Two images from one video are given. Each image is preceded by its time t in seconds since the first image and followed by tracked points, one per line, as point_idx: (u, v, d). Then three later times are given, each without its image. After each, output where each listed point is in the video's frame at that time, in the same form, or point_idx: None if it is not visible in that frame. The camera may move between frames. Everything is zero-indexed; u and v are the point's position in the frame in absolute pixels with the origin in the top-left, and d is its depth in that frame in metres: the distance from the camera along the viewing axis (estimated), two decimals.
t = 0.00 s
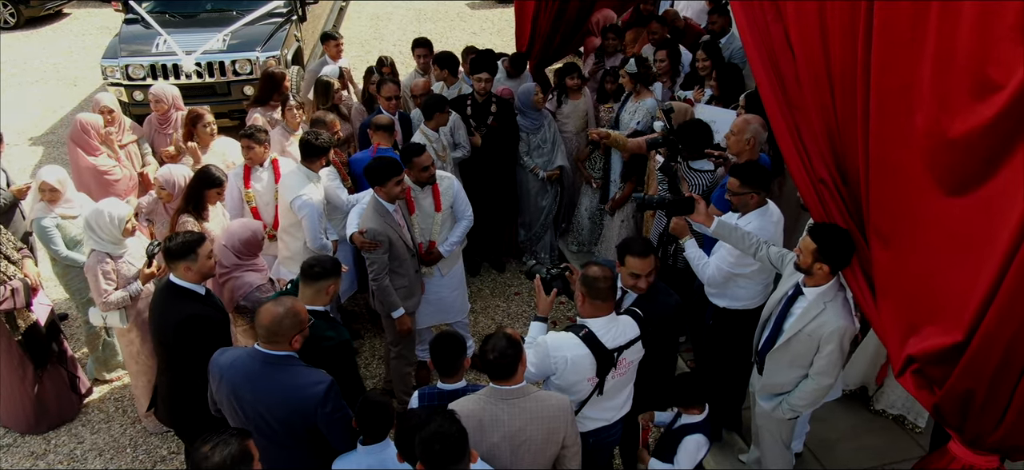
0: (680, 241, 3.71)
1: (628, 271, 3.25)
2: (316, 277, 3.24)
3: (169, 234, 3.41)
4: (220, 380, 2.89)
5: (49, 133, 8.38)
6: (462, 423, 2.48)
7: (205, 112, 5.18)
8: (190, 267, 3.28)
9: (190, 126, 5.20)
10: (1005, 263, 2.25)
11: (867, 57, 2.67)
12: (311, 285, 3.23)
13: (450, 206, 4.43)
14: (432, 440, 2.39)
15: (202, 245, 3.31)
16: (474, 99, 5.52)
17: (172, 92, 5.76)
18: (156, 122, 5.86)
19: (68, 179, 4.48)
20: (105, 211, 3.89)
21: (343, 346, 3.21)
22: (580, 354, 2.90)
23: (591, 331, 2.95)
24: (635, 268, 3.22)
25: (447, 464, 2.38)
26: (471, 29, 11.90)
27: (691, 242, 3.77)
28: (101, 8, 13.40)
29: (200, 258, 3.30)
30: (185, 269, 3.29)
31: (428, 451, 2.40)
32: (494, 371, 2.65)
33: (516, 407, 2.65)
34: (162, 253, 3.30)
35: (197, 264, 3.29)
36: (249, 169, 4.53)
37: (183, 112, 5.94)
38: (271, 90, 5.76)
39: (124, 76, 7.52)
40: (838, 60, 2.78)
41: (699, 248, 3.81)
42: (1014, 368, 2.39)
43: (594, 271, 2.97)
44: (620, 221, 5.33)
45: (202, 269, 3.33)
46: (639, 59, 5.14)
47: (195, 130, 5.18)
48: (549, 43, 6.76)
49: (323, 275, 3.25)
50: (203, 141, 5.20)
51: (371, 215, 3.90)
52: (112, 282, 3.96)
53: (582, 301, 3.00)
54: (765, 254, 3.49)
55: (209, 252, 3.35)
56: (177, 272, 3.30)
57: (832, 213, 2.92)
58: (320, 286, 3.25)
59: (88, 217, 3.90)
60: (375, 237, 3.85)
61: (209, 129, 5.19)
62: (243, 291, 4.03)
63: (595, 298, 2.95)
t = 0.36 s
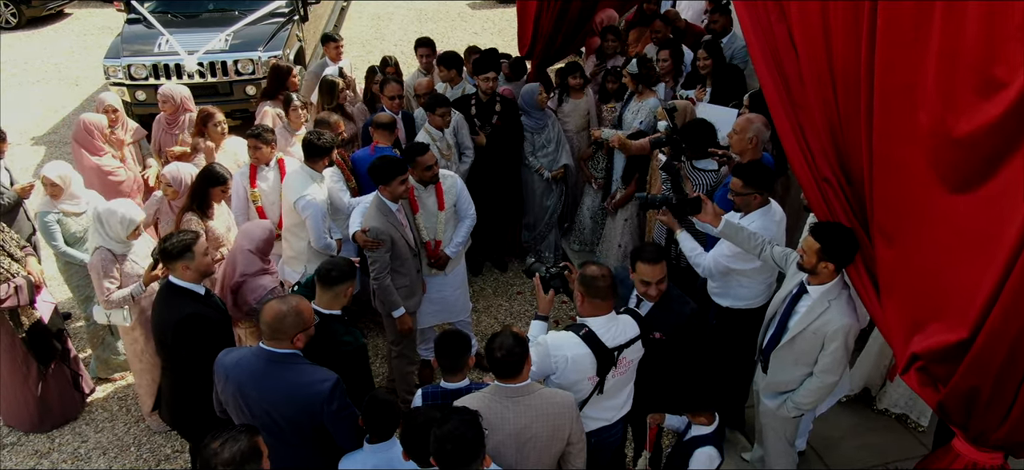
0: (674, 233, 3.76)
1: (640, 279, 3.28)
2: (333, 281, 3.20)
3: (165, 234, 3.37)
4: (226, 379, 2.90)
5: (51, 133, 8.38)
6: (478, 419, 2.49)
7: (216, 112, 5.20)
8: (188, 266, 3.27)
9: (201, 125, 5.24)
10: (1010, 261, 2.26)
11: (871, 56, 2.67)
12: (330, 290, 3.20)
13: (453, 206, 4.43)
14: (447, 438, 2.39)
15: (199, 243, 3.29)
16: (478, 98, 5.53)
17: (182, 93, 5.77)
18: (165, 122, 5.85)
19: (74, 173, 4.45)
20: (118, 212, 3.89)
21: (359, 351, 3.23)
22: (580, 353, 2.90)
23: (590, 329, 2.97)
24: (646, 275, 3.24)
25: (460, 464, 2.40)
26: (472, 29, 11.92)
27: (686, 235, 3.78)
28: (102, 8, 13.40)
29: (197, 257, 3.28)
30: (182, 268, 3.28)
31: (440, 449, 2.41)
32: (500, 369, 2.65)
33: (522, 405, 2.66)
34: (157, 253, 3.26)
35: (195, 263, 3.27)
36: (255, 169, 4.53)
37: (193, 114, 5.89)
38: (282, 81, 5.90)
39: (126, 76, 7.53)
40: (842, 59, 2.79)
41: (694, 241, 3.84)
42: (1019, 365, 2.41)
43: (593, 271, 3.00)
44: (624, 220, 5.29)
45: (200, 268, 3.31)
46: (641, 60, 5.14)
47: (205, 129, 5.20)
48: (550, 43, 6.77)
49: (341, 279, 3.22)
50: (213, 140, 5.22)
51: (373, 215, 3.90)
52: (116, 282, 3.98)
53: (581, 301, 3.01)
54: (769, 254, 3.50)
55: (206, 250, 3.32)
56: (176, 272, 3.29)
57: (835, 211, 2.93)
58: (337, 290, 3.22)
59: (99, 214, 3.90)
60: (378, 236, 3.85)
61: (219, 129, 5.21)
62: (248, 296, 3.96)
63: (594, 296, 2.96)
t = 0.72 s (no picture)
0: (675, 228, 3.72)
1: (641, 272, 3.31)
2: (338, 283, 3.21)
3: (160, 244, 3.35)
4: (227, 381, 2.89)
5: (52, 133, 8.38)
6: (486, 417, 2.49)
7: (221, 112, 5.15)
8: (185, 279, 3.24)
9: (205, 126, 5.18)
10: (1015, 259, 2.26)
11: (875, 55, 2.67)
12: (336, 292, 3.21)
13: (455, 206, 4.44)
14: (456, 435, 2.39)
15: (197, 255, 3.26)
16: (482, 98, 5.53)
17: (187, 93, 5.75)
18: (170, 123, 5.86)
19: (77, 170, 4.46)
20: (132, 215, 3.89)
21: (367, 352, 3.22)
22: (580, 354, 2.90)
23: (590, 329, 2.97)
24: (647, 268, 3.28)
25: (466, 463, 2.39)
26: (472, 29, 11.92)
27: (687, 231, 3.72)
28: (102, 8, 13.41)
29: (195, 269, 3.25)
30: (179, 280, 3.24)
31: (448, 449, 2.40)
32: (503, 370, 2.63)
33: (525, 406, 2.66)
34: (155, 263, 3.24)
35: (192, 275, 3.25)
36: (257, 169, 4.53)
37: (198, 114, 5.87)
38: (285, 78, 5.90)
39: (127, 76, 7.53)
40: (844, 59, 2.79)
41: (695, 237, 3.77)
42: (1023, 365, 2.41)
43: (592, 272, 3.00)
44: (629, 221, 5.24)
45: (197, 280, 3.29)
46: (643, 60, 5.11)
47: (210, 131, 5.16)
48: (552, 43, 6.79)
49: (345, 280, 3.22)
50: (219, 142, 5.20)
51: (376, 214, 3.90)
52: (117, 284, 3.96)
53: (581, 301, 3.00)
54: (771, 255, 3.50)
55: (204, 263, 3.30)
56: (172, 286, 3.26)
57: (838, 210, 2.93)
58: (343, 291, 3.23)
59: (112, 213, 3.91)
60: (381, 235, 3.85)
61: (224, 130, 5.17)
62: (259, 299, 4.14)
63: (594, 297, 2.96)
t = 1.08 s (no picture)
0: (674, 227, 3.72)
1: (647, 265, 3.30)
2: (331, 279, 3.24)
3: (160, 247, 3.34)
4: (226, 381, 2.88)
5: (52, 133, 8.38)
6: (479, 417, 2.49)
7: (212, 115, 5.16)
8: (187, 283, 3.24)
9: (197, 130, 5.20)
10: (1017, 259, 2.25)
11: (876, 54, 2.66)
12: (330, 288, 3.24)
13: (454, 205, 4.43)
14: (451, 440, 2.38)
15: (198, 259, 3.26)
16: (484, 97, 5.52)
17: (189, 93, 5.76)
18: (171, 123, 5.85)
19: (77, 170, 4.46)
20: (135, 211, 3.86)
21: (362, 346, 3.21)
22: (581, 354, 2.89)
23: (590, 329, 2.96)
24: (652, 261, 3.28)
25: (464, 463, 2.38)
26: (472, 29, 11.92)
27: (686, 230, 3.73)
28: (102, 8, 13.40)
29: (196, 273, 3.25)
30: (181, 285, 3.24)
31: (445, 452, 2.40)
32: (506, 369, 2.62)
33: (526, 406, 2.65)
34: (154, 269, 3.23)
35: (194, 279, 3.25)
36: (258, 168, 4.52)
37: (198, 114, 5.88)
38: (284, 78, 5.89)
39: (127, 76, 7.53)
40: (845, 58, 2.78)
41: (694, 236, 3.78)
42: None
43: (592, 272, 3.00)
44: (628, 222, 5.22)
45: (198, 285, 3.28)
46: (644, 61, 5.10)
47: (203, 134, 5.17)
48: (551, 43, 6.81)
49: (339, 276, 3.25)
50: (211, 144, 5.20)
51: (375, 214, 3.90)
52: (117, 278, 3.96)
53: (580, 301, 3.00)
54: (771, 255, 3.50)
55: (205, 267, 3.30)
56: (173, 290, 3.25)
57: (839, 209, 2.92)
58: (337, 286, 3.26)
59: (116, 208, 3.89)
60: (381, 235, 3.84)
61: (217, 133, 5.18)
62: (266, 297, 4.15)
63: (593, 296, 2.95)
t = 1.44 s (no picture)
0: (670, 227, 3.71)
1: (638, 257, 3.30)
2: (313, 273, 3.20)
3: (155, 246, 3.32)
4: (221, 381, 2.87)
5: (50, 133, 8.36)
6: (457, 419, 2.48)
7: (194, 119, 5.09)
8: (181, 281, 3.22)
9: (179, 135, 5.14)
10: (1016, 259, 2.24)
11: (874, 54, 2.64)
12: (312, 281, 3.20)
13: (451, 204, 4.41)
14: (431, 442, 2.37)
15: (192, 256, 3.25)
16: (482, 97, 5.52)
17: (184, 92, 5.77)
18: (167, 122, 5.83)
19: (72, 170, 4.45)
20: (134, 206, 3.84)
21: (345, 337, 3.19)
22: (579, 353, 2.88)
23: (589, 328, 2.94)
24: (646, 254, 3.27)
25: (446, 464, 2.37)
26: (472, 29, 11.91)
27: (682, 229, 3.72)
28: (101, 8, 13.38)
29: (190, 270, 3.24)
30: (176, 282, 3.22)
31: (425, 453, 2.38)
32: (506, 369, 2.60)
33: (524, 407, 2.63)
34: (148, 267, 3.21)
35: (189, 277, 3.23)
36: (256, 166, 4.52)
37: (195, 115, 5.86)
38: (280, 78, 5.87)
39: (126, 76, 7.53)
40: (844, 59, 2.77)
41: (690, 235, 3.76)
42: None
43: (589, 271, 2.99)
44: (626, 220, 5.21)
45: (193, 282, 3.27)
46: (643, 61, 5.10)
47: (184, 137, 5.09)
48: (550, 43, 6.80)
49: (320, 270, 3.21)
50: (192, 149, 5.11)
51: (372, 214, 3.88)
52: (111, 271, 3.95)
53: (578, 300, 2.99)
54: (769, 256, 3.50)
55: (199, 264, 3.29)
56: (167, 288, 3.24)
57: (837, 209, 2.90)
58: (319, 280, 3.22)
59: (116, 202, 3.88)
60: (378, 235, 3.83)
61: (198, 137, 5.09)
62: (262, 291, 4.09)
63: (591, 295, 2.94)
